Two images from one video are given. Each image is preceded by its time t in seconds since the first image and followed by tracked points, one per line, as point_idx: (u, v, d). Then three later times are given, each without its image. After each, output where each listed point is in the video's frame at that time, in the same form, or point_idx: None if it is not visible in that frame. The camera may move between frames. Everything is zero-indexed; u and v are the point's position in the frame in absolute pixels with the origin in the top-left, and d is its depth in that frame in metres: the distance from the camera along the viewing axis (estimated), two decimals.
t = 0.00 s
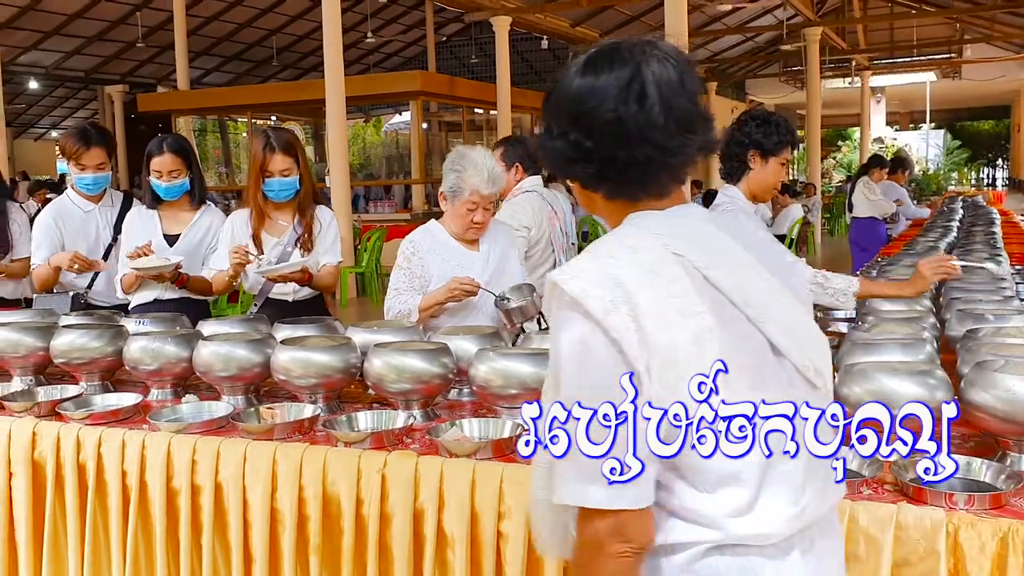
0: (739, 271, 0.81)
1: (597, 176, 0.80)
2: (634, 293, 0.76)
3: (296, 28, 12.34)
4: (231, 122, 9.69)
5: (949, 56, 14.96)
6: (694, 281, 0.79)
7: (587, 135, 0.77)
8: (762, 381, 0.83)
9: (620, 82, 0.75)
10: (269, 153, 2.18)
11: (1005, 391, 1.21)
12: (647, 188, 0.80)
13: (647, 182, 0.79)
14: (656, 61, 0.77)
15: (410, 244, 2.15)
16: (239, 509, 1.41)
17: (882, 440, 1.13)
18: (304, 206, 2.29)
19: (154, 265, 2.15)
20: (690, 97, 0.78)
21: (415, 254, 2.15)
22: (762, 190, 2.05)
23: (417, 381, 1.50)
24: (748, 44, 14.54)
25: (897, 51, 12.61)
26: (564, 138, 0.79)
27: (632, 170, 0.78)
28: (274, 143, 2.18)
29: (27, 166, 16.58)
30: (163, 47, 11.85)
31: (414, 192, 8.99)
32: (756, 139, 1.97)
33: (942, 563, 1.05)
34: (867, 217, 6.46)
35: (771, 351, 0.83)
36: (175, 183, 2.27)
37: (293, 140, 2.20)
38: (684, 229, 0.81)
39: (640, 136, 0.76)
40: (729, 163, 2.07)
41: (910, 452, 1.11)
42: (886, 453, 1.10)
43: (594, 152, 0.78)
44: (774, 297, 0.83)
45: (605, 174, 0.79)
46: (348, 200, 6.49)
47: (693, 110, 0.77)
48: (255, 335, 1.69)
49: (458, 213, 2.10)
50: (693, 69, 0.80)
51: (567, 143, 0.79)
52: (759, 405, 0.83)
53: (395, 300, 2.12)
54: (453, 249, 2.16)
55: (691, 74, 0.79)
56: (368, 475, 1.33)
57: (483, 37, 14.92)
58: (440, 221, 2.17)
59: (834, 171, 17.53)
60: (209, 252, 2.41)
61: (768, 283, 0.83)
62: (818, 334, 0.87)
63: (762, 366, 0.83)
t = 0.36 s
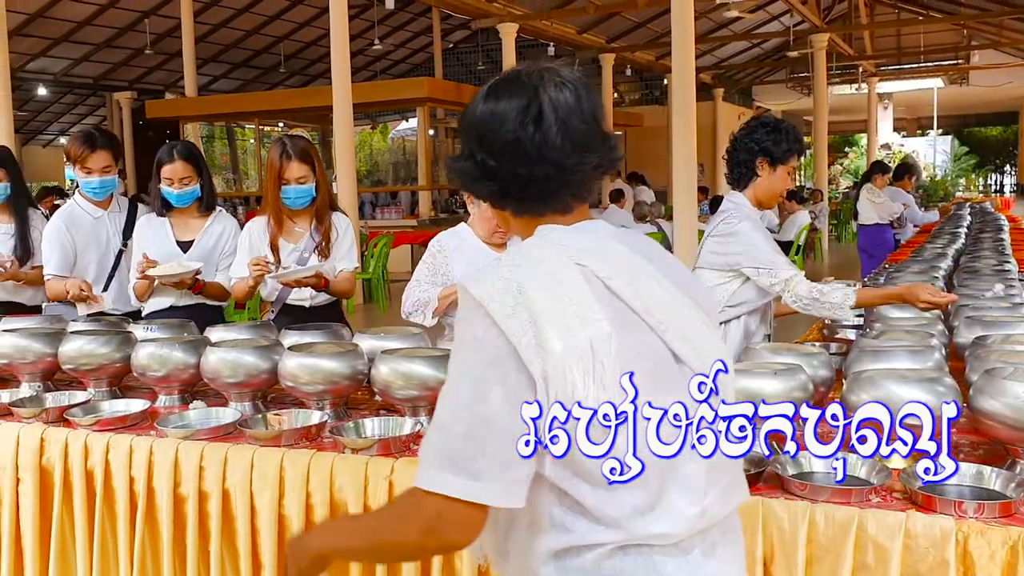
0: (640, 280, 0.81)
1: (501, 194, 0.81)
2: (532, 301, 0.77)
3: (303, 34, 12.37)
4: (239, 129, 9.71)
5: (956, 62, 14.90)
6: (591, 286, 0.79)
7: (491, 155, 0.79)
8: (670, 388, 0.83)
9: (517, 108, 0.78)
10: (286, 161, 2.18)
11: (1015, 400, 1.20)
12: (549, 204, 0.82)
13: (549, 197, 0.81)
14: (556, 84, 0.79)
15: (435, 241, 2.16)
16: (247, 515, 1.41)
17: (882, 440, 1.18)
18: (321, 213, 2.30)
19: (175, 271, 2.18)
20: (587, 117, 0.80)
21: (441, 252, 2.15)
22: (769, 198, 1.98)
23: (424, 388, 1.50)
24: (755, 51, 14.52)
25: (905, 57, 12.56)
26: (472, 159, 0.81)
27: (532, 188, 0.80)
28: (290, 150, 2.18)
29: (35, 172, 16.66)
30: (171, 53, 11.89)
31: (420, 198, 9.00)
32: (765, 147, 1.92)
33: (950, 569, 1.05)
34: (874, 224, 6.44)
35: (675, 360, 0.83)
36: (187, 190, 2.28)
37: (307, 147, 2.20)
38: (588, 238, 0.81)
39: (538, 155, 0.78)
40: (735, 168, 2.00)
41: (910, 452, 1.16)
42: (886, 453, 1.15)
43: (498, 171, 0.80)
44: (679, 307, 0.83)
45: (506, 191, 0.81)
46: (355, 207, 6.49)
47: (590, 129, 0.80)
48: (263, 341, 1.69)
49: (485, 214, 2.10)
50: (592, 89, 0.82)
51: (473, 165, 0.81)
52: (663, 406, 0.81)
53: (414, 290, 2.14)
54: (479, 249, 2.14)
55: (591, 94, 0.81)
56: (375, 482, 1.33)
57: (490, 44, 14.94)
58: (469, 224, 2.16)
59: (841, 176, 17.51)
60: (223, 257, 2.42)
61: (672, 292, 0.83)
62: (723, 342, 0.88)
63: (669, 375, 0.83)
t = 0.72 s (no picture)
0: (529, 277, 0.92)
1: (408, 194, 0.92)
2: (411, 275, 0.87)
3: (309, 38, 12.39)
4: (245, 132, 9.74)
5: (962, 64, 14.84)
6: (479, 275, 0.89)
7: (403, 158, 0.89)
8: (543, 376, 0.93)
9: (426, 117, 0.88)
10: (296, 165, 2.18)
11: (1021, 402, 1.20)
12: (452, 205, 0.92)
13: (455, 196, 0.91)
14: (467, 96, 0.89)
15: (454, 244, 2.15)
16: (252, 519, 1.41)
17: (883, 439, 1.24)
18: (331, 219, 2.27)
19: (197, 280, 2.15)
20: (491, 127, 0.90)
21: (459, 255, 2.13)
22: (761, 203, 1.99)
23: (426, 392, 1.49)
24: (760, 54, 14.50)
25: (910, 60, 12.52)
26: (385, 163, 0.91)
27: (438, 189, 0.90)
28: (301, 154, 2.17)
29: (42, 176, 16.71)
30: (177, 57, 11.92)
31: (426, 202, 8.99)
32: (762, 151, 1.91)
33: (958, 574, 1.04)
34: (878, 228, 6.41)
35: (554, 354, 0.93)
36: (197, 195, 2.27)
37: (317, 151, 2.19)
38: (485, 233, 0.91)
39: (444, 159, 0.88)
40: (731, 170, 2.00)
41: (912, 452, 1.22)
42: (886, 453, 1.23)
43: (409, 173, 0.90)
44: (563, 310, 0.93)
45: (414, 194, 0.91)
46: (361, 210, 6.49)
47: (495, 139, 0.90)
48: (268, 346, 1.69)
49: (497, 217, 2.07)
50: (502, 109, 0.92)
51: (386, 167, 0.91)
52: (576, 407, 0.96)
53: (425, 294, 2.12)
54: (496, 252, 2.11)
55: (498, 110, 0.91)
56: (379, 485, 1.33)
57: (495, 47, 14.95)
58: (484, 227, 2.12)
59: (847, 179, 17.45)
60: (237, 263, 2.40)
61: (561, 297, 0.93)
62: (604, 350, 0.98)
63: (545, 365, 0.93)
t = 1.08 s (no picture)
0: (455, 272, 0.89)
1: (338, 203, 0.92)
2: (329, 264, 0.88)
3: (315, 40, 12.42)
4: (250, 134, 9.76)
5: (968, 66, 14.79)
6: (394, 264, 0.88)
7: (330, 169, 0.89)
8: (462, 364, 0.91)
9: (346, 126, 0.88)
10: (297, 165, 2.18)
11: None
12: (379, 206, 0.91)
13: (380, 200, 0.91)
14: (381, 100, 0.89)
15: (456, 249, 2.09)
16: (257, 519, 1.41)
17: (882, 439, 1.24)
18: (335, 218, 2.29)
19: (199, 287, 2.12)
20: (411, 132, 0.89)
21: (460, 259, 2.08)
22: (752, 204, 1.99)
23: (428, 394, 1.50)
24: (765, 55, 14.47)
25: (917, 62, 12.47)
26: (314, 173, 0.91)
27: (363, 194, 0.90)
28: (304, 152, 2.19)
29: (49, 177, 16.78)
30: (183, 59, 11.96)
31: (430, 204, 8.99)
32: (753, 152, 1.91)
33: None
34: (885, 230, 6.42)
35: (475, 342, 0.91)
36: (194, 196, 2.25)
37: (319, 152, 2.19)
38: (408, 229, 0.90)
39: (366, 168, 0.88)
40: (721, 170, 1.99)
41: (910, 452, 1.22)
42: (887, 453, 1.22)
43: (338, 183, 0.90)
44: (485, 299, 0.90)
45: (342, 204, 0.91)
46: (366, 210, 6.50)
47: (412, 144, 0.89)
48: (273, 347, 1.70)
49: (500, 215, 2.01)
50: (420, 112, 0.91)
51: (315, 179, 0.91)
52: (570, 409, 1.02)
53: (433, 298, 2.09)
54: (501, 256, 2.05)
55: (416, 113, 0.91)
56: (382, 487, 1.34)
57: (500, 49, 14.96)
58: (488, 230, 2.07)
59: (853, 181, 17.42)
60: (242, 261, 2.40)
61: (486, 290, 0.90)
62: (537, 341, 0.94)
63: (462, 349, 0.91)
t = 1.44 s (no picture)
0: (331, 277, 0.86)
1: (226, 212, 0.88)
2: (208, 274, 0.86)
3: (320, 41, 12.45)
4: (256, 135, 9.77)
5: (975, 67, 14.76)
6: (272, 273, 0.85)
7: (217, 179, 0.86)
8: (344, 371, 0.88)
9: (236, 138, 0.85)
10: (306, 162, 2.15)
11: None
12: (267, 216, 0.88)
13: (269, 211, 0.87)
14: (266, 110, 0.86)
15: (461, 250, 2.09)
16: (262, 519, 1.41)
17: (882, 439, 1.25)
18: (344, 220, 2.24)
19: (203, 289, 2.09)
20: (299, 144, 0.87)
21: (465, 260, 2.08)
22: (748, 205, 1.98)
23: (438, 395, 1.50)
24: (771, 56, 14.46)
25: (923, 63, 12.43)
26: (202, 184, 0.87)
27: (250, 205, 0.87)
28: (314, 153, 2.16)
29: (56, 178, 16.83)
30: (190, 60, 11.99)
31: (436, 204, 8.97)
32: (750, 154, 1.90)
33: None
34: (891, 231, 6.39)
35: (354, 346, 0.88)
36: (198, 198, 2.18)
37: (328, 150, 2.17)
38: (293, 238, 0.87)
39: (256, 179, 0.85)
40: (718, 172, 1.99)
41: (909, 451, 1.23)
42: (887, 453, 1.23)
43: (226, 194, 0.87)
44: (367, 303, 0.87)
45: (231, 213, 0.88)
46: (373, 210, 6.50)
47: (300, 159, 0.87)
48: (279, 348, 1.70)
49: (503, 209, 2.00)
50: (309, 124, 0.89)
51: (204, 190, 0.87)
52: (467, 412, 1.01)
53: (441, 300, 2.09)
54: (504, 255, 2.06)
55: (306, 126, 0.88)
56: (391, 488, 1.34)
57: (506, 50, 14.96)
58: (494, 230, 2.08)
59: (859, 182, 17.40)
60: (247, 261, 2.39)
61: (368, 295, 0.88)
62: (425, 347, 0.91)
63: (344, 357, 0.88)
